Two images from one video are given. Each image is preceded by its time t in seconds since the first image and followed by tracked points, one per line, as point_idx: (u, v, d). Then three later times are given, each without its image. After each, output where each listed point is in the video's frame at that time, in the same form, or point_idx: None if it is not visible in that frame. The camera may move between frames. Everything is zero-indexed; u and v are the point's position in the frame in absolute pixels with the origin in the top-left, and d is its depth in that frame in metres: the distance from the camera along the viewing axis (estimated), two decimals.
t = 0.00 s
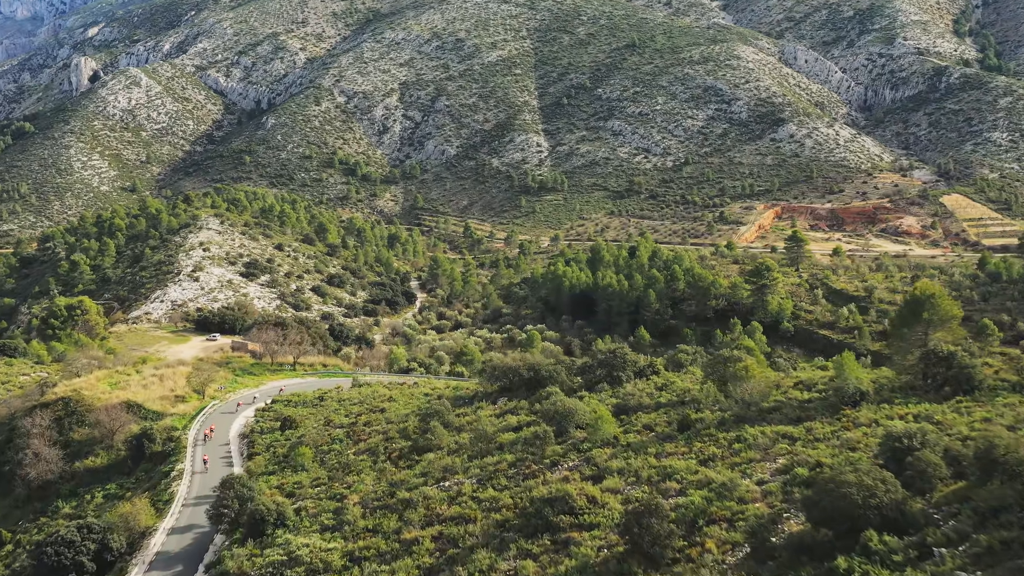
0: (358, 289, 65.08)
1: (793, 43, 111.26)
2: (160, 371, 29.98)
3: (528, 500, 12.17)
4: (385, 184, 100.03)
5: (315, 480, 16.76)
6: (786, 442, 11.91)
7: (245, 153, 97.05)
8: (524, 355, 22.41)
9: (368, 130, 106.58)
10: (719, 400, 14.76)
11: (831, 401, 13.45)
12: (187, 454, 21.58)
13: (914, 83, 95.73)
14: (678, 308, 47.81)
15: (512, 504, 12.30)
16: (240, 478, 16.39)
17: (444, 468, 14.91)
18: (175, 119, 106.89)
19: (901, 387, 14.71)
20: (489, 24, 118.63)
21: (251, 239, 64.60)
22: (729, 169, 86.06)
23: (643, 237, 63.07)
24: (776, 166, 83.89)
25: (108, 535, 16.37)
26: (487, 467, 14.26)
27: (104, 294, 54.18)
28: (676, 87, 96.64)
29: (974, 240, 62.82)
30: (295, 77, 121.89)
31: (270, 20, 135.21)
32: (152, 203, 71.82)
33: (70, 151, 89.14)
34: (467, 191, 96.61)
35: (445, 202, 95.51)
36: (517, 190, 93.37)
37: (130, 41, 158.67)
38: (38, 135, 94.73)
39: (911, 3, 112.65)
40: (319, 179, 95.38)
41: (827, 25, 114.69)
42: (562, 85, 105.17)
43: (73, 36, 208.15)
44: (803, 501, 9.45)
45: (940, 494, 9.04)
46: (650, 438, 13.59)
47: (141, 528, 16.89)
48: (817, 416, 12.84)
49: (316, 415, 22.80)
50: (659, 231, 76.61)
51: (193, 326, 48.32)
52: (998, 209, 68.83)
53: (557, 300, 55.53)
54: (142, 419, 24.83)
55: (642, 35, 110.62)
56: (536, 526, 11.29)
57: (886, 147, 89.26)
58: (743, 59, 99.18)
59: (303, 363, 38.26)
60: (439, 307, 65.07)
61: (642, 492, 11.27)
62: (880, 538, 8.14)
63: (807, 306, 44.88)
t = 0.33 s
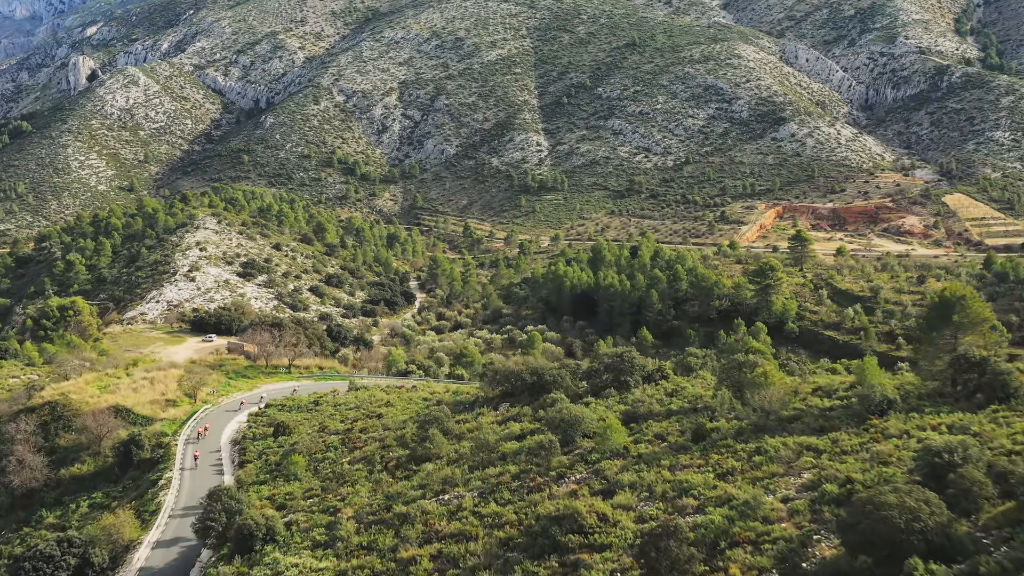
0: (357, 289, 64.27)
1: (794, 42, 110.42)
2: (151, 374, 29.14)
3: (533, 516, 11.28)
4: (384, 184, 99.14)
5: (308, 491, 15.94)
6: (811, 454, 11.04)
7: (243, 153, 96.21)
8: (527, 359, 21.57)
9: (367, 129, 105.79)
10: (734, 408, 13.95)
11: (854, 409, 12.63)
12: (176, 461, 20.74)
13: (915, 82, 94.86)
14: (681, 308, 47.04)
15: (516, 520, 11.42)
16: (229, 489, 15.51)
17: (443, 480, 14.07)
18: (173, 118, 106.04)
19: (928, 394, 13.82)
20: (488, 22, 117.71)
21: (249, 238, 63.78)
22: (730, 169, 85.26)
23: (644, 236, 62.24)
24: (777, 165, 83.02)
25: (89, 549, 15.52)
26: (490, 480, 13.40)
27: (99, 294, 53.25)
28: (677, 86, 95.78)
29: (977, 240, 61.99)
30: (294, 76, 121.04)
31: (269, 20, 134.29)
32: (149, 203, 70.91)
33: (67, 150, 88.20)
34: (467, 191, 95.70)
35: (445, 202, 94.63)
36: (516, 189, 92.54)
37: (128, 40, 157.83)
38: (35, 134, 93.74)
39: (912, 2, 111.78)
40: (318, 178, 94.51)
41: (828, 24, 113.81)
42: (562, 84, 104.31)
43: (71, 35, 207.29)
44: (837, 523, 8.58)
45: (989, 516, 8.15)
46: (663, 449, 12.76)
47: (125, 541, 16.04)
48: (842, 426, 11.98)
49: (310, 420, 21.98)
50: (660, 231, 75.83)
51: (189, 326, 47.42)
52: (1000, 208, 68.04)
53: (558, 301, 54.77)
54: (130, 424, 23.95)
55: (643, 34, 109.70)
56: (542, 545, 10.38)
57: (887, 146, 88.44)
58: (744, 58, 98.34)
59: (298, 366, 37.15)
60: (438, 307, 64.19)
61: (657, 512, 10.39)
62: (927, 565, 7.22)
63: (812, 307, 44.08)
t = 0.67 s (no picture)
0: (355, 289, 63.42)
1: (795, 41, 109.57)
2: (142, 377, 28.30)
3: (540, 535, 10.40)
4: (384, 183, 98.35)
5: (300, 503, 15.11)
6: (841, 469, 10.16)
7: (242, 152, 95.31)
8: (530, 362, 20.74)
9: (367, 128, 104.99)
10: (752, 416, 13.13)
11: (883, 416, 11.82)
12: (164, 469, 19.92)
13: (917, 81, 94.12)
14: (684, 309, 46.23)
15: (520, 538, 10.56)
16: (215, 501, 14.64)
17: (443, 493, 13.20)
18: (171, 117, 105.11)
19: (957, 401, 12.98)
20: (488, 21, 116.92)
21: (247, 238, 62.94)
22: (731, 168, 84.48)
23: (646, 236, 61.32)
24: (779, 164, 82.17)
25: (67, 564, 14.64)
26: (492, 492, 12.55)
27: (95, 294, 52.39)
28: (678, 85, 94.88)
29: (980, 240, 61.29)
30: (293, 75, 120.22)
31: (267, 18, 133.39)
32: (146, 202, 70.01)
33: (65, 149, 87.18)
34: (466, 190, 94.86)
35: (444, 201, 93.79)
36: (516, 189, 91.75)
37: (127, 39, 156.90)
38: (33, 133, 92.72)
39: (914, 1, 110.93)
40: (317, 178, 93.63)
41: (829, 23, 112.89)
42: (562, 83, 103.41)
43: (70, 35, 206.17)
44: (877, 548, 7.75)
45: None
46: (677, 460, 11.93)
47: (107, 556, 15.18)
48: (871, 437, 11.12)
49: (304, 426, 21.16)
50: (661, 230, 75.03)
51: (185, 327, 46.57)
52: (1003, 208, 67.36)
53: (559, 301, 54.00)
54: (118, 430, 23.08)
55: (643, 33, 108.73)
56: (550, 566, 9.50)
57: (889, 146, 87.70)
58: (745, 57, 97.49)
59: (293, 369, 36.18)
60: (438, 308, 63.29)
61: (674, 531, 9.52)
62: None
63: (817, 307, 43.26)
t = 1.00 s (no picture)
0: (354, 289, 62.57)
1: (796, 40, 108.62)
2: (131, 380, 27.44)
3: (546, 557, 9.54)
4: (383, 183, 97.57)
5: (291, 516, 14.27)
6: (875, 487, 9.27)
7: (241, 151, 94.28)
8: (533, 365, 19.94)
9: (366, 127, 104.23)
10: (773, 426, 12.31)
11: (915, 426, 10.99)
12: (151, 476, 19.07)
13: (919, 80, 93.26)
14: (687, 309, 45.42)
15: (526, 559, 9.68)
16: (199, 514, 13.76)
17: (441, 508, 12.34)
18: (169, 116, 104.15)
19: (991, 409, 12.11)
20: (488, 20, 116.02)
21: (244, 237, 62.08)
22: (732, 167, 83.78)
23: (648, 235, 60.40)
24: (780, 163, 81.26)
25: None
26: (494, 508, 11.70)
27: (91, 295, 51.45)
28: (678, 84, 93.96)
29: (983, 240, 60.63)
30: (292, 74, 119.35)
31: (266, 17, 132.30)
32: (144, 202, 69.05)
33: (62, 148, 86.01)
34: (466, 189, 94.00)
35: (444, 201, 92.96)
36: (516, 188, 90.94)
37: (125, 39, 155.75)
38: (30, 133, 91.55)
39: None
40: (316, 177, 92.68)
41: (830, 22, 111.79)
42: (562, 82, 102.60)
43: (68, 35, 204.69)
44: None
45: None
46: (695, 474, 11.08)
47: (85, 571, 14.32)
48: (904, 451, 10.26)
49: (298, 432, 20.33)
50: (662, 230, 74.25)
51: (180, 328, 45.71)
52: (1006, 208, 66.74)
53: (560, 301, 53.27)
54: (105, 435, 22.20)
55: (644, 32, 107.74)
56: None
57: (890, 145, 86.92)
58: (746, 56, 96.53)
59: (287, 372, 35.15)
60: (437, 308, 62.39)
61: (696, 557, 8.63)
62: None
63: (822, 307, 42.48)
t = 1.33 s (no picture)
0: (352, 289, 61.75)
1: (797, 38, 107.66)
2: (121, 383, 26.57)
3: None
4: (382, 182, 96.78)
5: (281, 530, 13.42)
6: (918, 507, 8.37)
7: (239, 150, 93.31)
8: (537, 369, 19.10)
9: (365, 126, 103.38)
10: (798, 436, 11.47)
11: (955, 437, 10.09)
12: (137, 485, 18.19)
13: (920, 79, 92.46)
14: (690, 309, 44.67)
15: None
16: (181, 529, 12.87)
17: (440, 525, 11.49)
18: (167, 115, 103.22)
19: None
20: (488, 19, 115.19)
21: (241, 237, 61.17)
22: (733, 167, 83.09)
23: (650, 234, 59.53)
24: (781, 163, 80.44)
25: None
26: (497, 525, 10.85)
27: (85, 295, 50.52)
28: (679, 83, 93.08)
29: (986, 239, 59.89)
30: (290, 73, 118.49)
31: (264, 16, 131.21)
32: (140, 200, 68.11)
33: (59, 147, 84.92)
34: (466, 189, 93.17)
35: (443, 200, 92.14)
36: (516, 188, 90.10)
37: (124, 37, 154.69)
38: (26, 131, 90.34)
39: None
40: (315, 176, 91.83)
41: (831, 20, 110.80)
42: (562, 81, 101.76)
43: (67, 34, 203.58)
44: None
45: None
46: (715, 490, 10.24)
47: None
48: (946, 465, 9.36)
49: (291, 439, 19.51)
50: (663, 230, 73.38)
51: (176, 329, 44.80)
52: (1009, 207, 66.00)
53: (561, 302, 52.47)
54: (91, 441, 21.36)
55: (644, 31, 106.80)
56: None
57: (892, 144, 86.11)
58: (747, 55, 95.69)
59: (282, 375, 33.83)
60: (436, 309, 61.47)
61: None
62: None
63: (828, 308, 41.62)
